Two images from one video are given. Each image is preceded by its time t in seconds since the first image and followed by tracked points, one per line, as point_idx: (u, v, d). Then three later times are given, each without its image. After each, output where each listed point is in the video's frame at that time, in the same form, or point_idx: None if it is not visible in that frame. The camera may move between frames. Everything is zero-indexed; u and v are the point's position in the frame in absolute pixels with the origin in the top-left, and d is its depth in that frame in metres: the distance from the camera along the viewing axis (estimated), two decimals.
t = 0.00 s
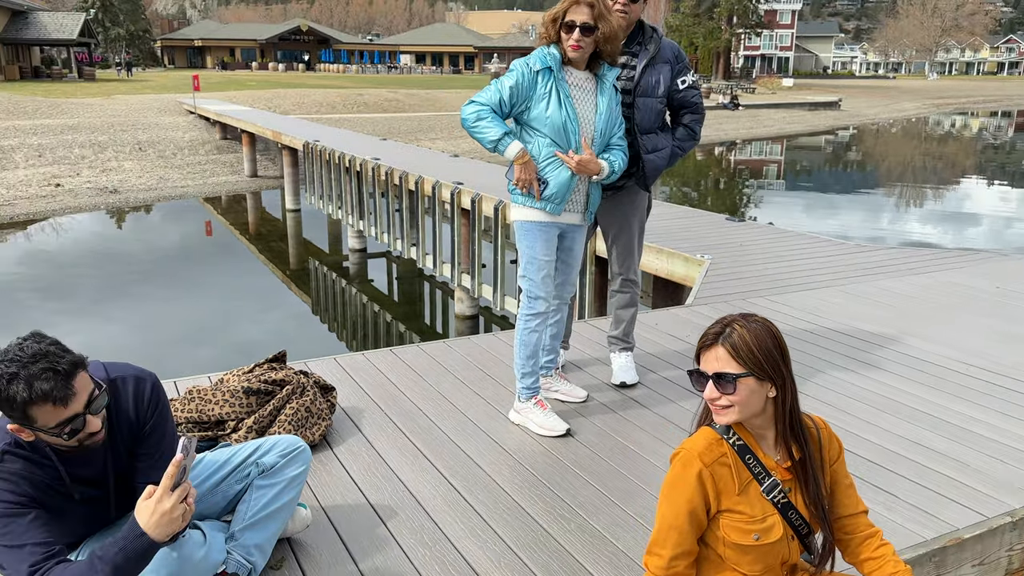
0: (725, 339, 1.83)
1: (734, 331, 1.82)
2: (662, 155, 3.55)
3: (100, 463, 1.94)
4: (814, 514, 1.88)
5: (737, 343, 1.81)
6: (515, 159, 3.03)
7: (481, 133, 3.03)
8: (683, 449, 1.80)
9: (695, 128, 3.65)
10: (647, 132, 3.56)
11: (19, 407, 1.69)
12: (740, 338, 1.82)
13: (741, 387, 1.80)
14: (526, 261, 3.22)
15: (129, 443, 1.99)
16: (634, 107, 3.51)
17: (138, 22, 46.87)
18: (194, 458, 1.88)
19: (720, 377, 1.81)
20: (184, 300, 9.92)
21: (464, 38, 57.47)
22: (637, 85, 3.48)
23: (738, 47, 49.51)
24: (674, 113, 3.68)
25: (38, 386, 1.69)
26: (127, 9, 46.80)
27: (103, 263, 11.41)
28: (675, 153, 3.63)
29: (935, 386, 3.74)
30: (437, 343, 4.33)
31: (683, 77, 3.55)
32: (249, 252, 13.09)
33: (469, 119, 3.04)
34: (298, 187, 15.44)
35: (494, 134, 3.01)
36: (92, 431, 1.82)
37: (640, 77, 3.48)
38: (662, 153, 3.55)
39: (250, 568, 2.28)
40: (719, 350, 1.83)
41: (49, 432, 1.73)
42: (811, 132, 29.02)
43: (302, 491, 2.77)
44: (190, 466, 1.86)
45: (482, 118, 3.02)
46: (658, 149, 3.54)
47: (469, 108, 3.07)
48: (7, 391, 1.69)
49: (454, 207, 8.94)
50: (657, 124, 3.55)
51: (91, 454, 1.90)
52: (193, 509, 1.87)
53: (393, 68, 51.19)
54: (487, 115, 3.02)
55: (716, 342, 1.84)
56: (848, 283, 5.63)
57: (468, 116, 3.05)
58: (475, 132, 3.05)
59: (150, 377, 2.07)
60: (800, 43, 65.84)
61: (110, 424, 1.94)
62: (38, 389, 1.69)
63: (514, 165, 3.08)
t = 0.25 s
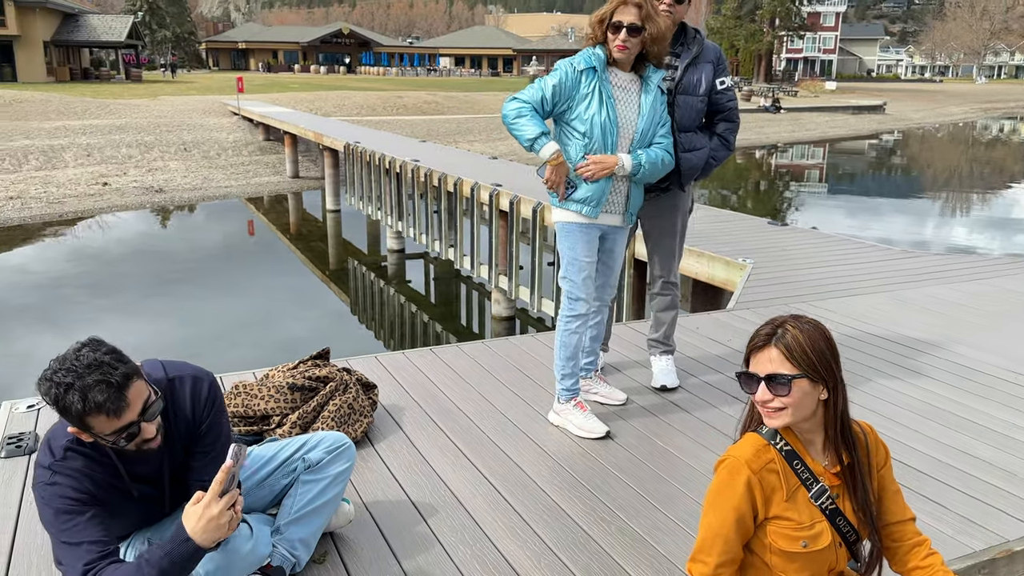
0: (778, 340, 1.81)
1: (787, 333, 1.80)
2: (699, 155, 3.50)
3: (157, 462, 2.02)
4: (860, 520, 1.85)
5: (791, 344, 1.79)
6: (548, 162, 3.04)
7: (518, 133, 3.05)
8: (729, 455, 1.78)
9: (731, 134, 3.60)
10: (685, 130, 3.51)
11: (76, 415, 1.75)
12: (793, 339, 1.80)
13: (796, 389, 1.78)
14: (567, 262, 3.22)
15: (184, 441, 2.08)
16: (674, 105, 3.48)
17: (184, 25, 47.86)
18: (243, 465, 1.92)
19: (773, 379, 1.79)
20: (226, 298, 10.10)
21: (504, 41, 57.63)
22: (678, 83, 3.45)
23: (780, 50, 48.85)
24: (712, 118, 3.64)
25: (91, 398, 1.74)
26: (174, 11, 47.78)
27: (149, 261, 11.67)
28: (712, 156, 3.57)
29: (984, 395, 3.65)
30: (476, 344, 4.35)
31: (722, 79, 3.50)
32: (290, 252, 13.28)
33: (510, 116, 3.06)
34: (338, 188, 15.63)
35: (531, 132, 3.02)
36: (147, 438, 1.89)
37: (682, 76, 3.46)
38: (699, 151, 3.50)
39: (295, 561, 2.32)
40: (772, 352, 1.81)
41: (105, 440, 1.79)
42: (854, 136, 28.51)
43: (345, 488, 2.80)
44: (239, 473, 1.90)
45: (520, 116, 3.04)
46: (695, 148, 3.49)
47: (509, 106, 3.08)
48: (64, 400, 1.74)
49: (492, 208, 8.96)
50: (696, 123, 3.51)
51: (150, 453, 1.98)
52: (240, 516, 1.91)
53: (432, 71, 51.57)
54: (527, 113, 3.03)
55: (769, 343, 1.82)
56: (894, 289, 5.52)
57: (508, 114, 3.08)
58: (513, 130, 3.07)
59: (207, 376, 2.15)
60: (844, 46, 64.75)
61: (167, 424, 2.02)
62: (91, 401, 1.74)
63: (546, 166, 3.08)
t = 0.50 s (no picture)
0: (837, 332, 1.79)
1: (844, 324, 1.79)
2: (736, 154, 3.46)
3: (204, 457, 2.10)
4: (901, 524, 1.82)
5: (850, 334, 1.78)
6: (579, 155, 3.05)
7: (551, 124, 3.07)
8: (767, 461, 1.76)
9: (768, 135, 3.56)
10: (723, 129, 3.48)
11: (126, 413, 1.80)
12: (850, 330, 1.79)
13: (860, 380, 1.76)
14: (603, 261, 3.21)
15: (230, 434, 2.12)
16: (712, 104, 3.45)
17: (225, 24, 48.53)
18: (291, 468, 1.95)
19: (834, 370, 1.76)
20: (263, 295, 10.25)
21: (539, 41, 57.60)
22: (717, 82, 3.42)
23: (820, 51, 48.13)
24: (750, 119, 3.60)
25: (140, 396, 1.78)
26: (215, 12, 48.53)
27: (189, 257, 11.88)
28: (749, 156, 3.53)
29: None
30: (510, 342, 4.36)
31: (761, 78, 3.45)
32: (326, 249, 13.42)
33: (545, 109, 3.08)
34: (374, 187, 15.76)
35: (563, 125, 3.05)
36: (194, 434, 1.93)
37: (721, 74, 3.42)
38: (736, 150, 3.46)
39: (332, 554, 2.34)
40: (829, 345, 1.78)
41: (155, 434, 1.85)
42: (895, 138, 27.98)
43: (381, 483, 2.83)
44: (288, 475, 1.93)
45: (554, 109, 3.06)
46: (732, 147, 3.46)
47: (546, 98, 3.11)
48: (115, 399, 1.79)
49: (526, 208, 8.96)
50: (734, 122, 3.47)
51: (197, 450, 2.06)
52: (287, 518, 1.94)
53: (467, 71, 51.75)
54: (562, 107, 3.05)
55: (825, 338, 1.79)
56: (936, 294, 5.40)
57: (543, 106, 3.10)
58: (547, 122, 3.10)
59: (251, 371, 2.18)
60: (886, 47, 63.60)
61: (214, 419, 2.07)
62: (141, 399, 1.78)
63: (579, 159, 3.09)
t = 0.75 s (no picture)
0: (865, 331, 1.77)
1: (874, 323, 1.77)
2: (774, 154, 3.43)
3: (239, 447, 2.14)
4: (934, 524, 1.80)
5: (878, 334, 1.75)
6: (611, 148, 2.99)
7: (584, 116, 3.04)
8: (800, 461, 1.74)
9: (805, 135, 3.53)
10: (761, 129, 3.45)
11: (164, 407, 1.83)
12: (879, 330, 1.76)
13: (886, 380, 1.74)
14: (634, 259, 3.20)
15: (264, 425, 2.15)
16: (749, 104, 3.41)
17: (259, 22, 49.02)
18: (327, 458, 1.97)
19: (862, 369, 1.74)
20: (294, 290, 10.36)
21: (570, 40, 57.47)
22: (754, 81, 3.39)
23: (855, 50, 47.42)
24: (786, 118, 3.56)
25: (178, 392, 1.81)
26: (249, 10, 49.06)
27: (222, 252, 12.05)
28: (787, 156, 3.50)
29: None
30: (539, 339, 4.36)
31: (798, 77, 3.42)
32: (356, 246, 13.53)
33: (578, 101, 3.07)
34: (404, 184, 15.84)
35: (597, 117, 3.00)
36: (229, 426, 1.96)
37: (758, 74, 3.40)
38: (774, 150, 3.44)
39: (364, 544, 2.37)
40: (858, 344, 1.76)
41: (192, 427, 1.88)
42: (932, 139, 27.49)
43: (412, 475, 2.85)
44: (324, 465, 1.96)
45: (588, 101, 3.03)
46: (770, 147, 3.43)
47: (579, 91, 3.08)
48: (153, 394, 1.82)
49: (556, 207, 8.95)
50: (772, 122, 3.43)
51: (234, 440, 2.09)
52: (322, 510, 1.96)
53: (498, 70, 51.82)
54: (596, 99, 3.03)
55: (854, 335, 1.77)
56: (974, 297, 5.30)
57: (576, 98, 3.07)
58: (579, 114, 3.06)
59: (286, 362, 2.21)
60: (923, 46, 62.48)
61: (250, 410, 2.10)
62: (177, 393, 1.82)
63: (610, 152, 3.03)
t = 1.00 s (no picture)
0: (869, 332, 1.75)
1: (879, 323, 1.75)
2: (808, 151, 3.40)
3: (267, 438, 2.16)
4: (961, 523, 1.77)
5: (883, 335, 1.73)
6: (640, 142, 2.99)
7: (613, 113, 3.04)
8: (822, 458, 1.73)
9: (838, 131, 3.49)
10: (794, 127, 3.41)
11: (193, 399, 1.86)
12: (886, 331, 1.73)
13: (888, 380, 1.71)
14: (660, 255, 3.19)
15: (291, 416, 2.17)
16: (782, 101, 3.37)
17: (287, 19, 49.39)
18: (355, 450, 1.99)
19: (864, 371, 1.72)
20: (319, 284, 10.44)
21: (597, 36, 57.22)
22: (787, 79, 3.36)
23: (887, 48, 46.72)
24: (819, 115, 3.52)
25: (206, 383, 1.84)
26: (277, 7, 49.44)
27: (249, 246, 12.17)
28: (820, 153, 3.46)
29: None
30: (563, 335, 4.36)
31: (830, 73, 3.38)
32: (381, 241, 13.60)
33: (607, 98, 3.07)
34: (429, 180, 15.89)
35: (626, 114, 3.01)
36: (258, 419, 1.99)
37: (791, 71, 3.36)
38: (808, 148, 3.40)
39: (388, 535, 2.38)
40: (862, 344, 1.75)
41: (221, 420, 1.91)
42: (965, 138, 27.03)
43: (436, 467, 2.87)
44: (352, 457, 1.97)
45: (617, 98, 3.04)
46: (804, 145, 3.39)
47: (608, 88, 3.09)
48: (181, 385, 1.86)
49: (581, 203, 8.92)
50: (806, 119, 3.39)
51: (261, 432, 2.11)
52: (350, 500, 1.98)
53: (524, 67, 51.76)
54: (625, 96, 3.03)
55: (860, 335, 1.76)
56: (1007, 298, 5.20)
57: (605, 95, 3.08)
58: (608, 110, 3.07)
59: (313, 354, 2.23)
60: (957, 44, 61.42)
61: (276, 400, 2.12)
62: (205, 386, 1.84)
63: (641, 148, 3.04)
